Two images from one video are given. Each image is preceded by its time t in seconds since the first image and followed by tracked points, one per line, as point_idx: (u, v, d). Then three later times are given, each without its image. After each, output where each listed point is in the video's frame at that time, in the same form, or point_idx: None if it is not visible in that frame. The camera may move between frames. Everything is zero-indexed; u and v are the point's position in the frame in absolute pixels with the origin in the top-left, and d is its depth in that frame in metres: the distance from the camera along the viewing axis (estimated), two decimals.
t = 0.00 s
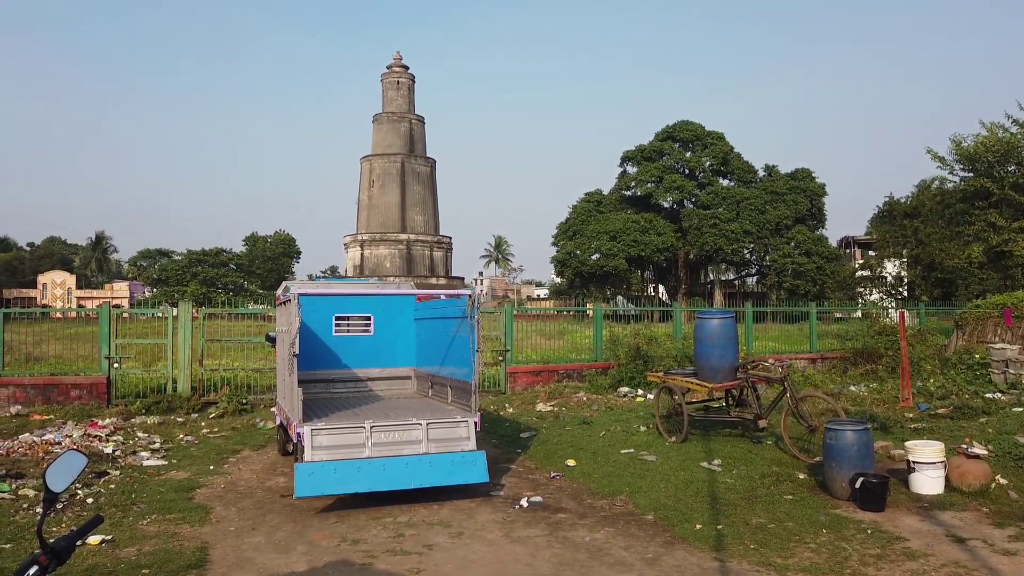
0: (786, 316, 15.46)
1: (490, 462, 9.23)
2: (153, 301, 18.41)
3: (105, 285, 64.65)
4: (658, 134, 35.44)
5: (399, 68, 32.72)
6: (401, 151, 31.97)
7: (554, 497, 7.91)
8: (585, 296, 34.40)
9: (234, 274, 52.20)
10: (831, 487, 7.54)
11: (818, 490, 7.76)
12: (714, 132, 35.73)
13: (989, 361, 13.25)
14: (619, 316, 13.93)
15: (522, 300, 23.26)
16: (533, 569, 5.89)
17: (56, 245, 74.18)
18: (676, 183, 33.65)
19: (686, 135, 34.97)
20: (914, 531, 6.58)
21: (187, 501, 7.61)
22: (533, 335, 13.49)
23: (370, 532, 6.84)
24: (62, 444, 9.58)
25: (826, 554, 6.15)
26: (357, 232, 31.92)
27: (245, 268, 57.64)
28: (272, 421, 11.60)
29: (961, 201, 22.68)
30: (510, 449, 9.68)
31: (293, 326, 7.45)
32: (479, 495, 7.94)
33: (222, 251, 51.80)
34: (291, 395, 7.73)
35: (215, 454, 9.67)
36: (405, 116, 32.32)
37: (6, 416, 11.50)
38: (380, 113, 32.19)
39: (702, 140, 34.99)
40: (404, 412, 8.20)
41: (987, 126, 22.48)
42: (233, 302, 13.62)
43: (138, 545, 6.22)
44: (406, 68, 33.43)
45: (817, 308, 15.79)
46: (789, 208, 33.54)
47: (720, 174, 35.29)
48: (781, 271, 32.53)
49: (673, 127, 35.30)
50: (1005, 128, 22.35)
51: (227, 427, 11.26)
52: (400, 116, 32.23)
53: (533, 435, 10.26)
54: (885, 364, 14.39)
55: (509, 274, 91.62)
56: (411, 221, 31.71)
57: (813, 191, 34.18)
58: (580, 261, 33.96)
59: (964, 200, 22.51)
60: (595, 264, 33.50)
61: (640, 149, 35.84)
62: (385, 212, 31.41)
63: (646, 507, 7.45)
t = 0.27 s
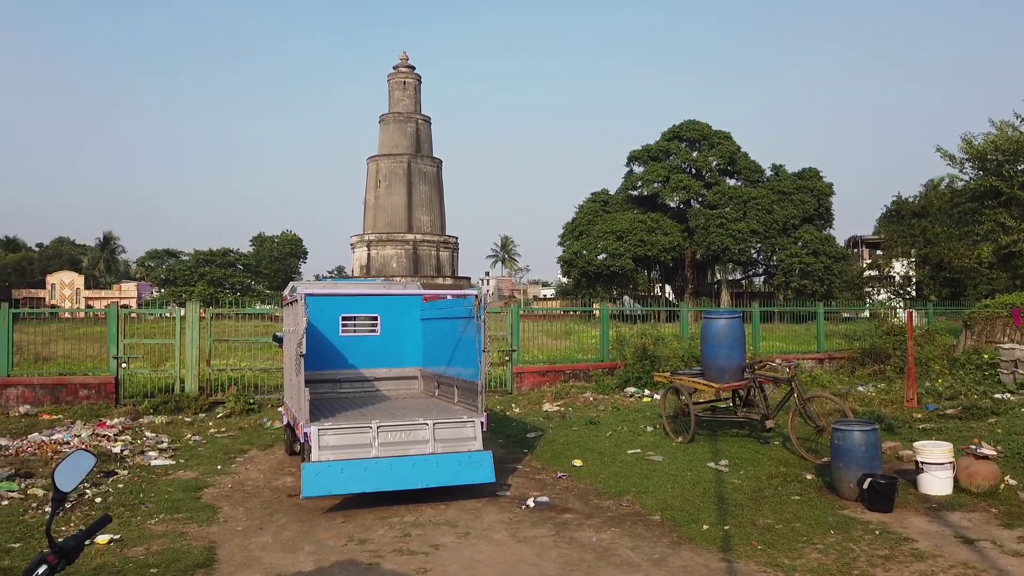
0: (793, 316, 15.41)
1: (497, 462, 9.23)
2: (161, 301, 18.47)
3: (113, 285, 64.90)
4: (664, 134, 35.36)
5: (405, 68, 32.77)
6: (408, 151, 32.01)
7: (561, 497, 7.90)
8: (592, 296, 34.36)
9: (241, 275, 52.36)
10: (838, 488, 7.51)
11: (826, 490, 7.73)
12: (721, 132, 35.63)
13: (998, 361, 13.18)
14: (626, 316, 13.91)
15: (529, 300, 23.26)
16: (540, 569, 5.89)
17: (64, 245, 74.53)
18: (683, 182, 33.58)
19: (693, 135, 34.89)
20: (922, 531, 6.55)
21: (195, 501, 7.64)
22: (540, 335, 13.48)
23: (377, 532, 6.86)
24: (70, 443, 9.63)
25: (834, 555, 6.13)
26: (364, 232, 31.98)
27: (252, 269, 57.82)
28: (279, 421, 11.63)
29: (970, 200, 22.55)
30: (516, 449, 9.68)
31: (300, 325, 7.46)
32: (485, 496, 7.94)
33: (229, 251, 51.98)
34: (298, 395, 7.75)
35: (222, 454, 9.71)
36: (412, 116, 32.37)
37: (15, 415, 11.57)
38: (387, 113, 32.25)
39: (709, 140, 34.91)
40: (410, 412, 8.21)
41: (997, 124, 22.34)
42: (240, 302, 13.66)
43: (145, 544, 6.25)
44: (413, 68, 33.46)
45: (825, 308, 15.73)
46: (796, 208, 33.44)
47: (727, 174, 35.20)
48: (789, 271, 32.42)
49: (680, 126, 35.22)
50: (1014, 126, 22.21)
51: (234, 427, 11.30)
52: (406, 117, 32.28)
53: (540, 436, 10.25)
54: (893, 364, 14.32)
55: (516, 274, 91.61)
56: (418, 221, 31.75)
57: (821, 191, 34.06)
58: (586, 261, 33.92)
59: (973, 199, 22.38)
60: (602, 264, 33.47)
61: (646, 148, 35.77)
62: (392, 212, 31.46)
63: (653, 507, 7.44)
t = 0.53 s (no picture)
0: (800, 316, 15.35)
1: (503, 462, 9.23)
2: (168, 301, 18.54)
3: (121, 286, 65.16)
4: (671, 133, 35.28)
5: (411, 69, 32.80)
6: (414, 151, 32.05)
7: (567, 497, 7.90)
8: (598, 296, 34.31)
9: (248, 275, 52.51)
10: (845, 488, 7.48)
11: (833, 491, 7.70)
12: (728, 131, 35.53)
13: (1006, 361, 13.12)
14: (632, 316, 13.89)
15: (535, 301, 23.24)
16: (545, 569, 5.88)
17: (72, 245, 74.89)
18: (689, 182, 33.51)
19: (700, 134, 34.80)
20: (930, 532, 6.51)
21: (202, 500, 7.66)
22: (546, 335, 13.48)
23: (383, 531, 6.86)
24: (78, 443, 9.68)
25: (841, 555, 6.10)
26: (370, 232, 32.04)
27: (259, 269, 57.98)
28: (286, 421, 11.66)
29: (979, 199, 22.42)
30: (522, 449, 9.68)
31: (306, 326, 7.48)
32: (491, 496, 7.94)
33: (236, 251, 52.15)
34: (304, 395, 7.76)
35: (229, 454, 9.74)
36: (418, 116, 32.41)
37: (23, 415, 11.63)
38: (393, 113, 32.30)
39: (715, 139, 34.81)
40: (416, 412, 8.22)
41: (1007, 123, 22.20)
42: (247, 302, 13.70)
43: (153, 544, 6.28)
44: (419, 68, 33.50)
45: (832, 308, 15.67)
46: (803, 207, 33.34)
47: (734, 173, 35.11)
48: (796, 271, 32.30)
49: (687, 126, 35.13)
50: None
51: (241, 427, 11.33)
52: (412, 117, 32.32)
53: (546, 436, 10.25)
54: (901, 364, 14.26)
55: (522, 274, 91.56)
56: (424, 221, 31.79)
57: (828, 190, 33.95)
58: (592, 261, 33.88)
59: (982, 199, 22.26)
60: (608, 264, 33.42)
61: (653, 148, 35.70)
62: (398, 212, 31.51)
63: (659, 508, 7.43)
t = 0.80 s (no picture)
0: (807, 316, 15.29)
1: (508, 462, 9.21)
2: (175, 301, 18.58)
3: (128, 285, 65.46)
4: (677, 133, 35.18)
5: (417, 69, 32.83)
6: (419, 151, 32.07)
7: (573, 497, 7.88)
8: (604, 296, 34.24)
9: (255, 275, 52.66)
10: (853, 489, 7.44)
11: (840, 491, 7.66)
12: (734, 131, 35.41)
13: (1015, 361, 13.04)
14: (638, 316, 13.86)
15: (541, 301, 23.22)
16: (551, 570, 5.87)
17: (80, 245, 75.26)
18: (695, 182, 33.43)
19: (706, 133, 34.70)
20: (938, 533, 6.46)
21: (208, 500, 7.68)
22: (552, 335, 13.47)
23: (388, 531, 6.86)
24: (85, 443, 9.71)
25: (849, 556, 6.06)
26: (376, 232, 32.08)
27: (265, 269, 58.14)
28: (292, 421, 11.67)
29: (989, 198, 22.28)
30: (528, 450, 9.66)
31: (312, 325, 7.48)
32: (496, 496, 7.93)
33: (243, 251, 52.32)
34: (310, 395, 7.77)
35: (235, 454, 9.76)
36: (424, 116, 32.43)
37: (31, 415, 11.69)
38: (399, 114, 32.33)
39: (722, 139, 34.69)
40: (422, 412, 8.21)
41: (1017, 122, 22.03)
42: (253, 302, 13.73)
43: (159, 543, 6.29)
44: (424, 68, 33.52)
45: (840, 308, 15.61)
46: (810, 207, 33.21)
47: (740, 173, 35.00)
48: (803, 270, 32.17)
49: (693, 125, 35.03)
50: None
51: (247, 426, 11.36)
52: (418, 117, 32.34)
53: (551, 436, 10.23)
54: (908, 364, 14.19)
55: (528, 274, 91.52)
56: (430, 221, 31.81)
57: (835, 190, 33.81)
58: (599, 260, 33.81)
59: (992, 198, 22.12)
60: (614, 264, 33.35)
61: (659, 147, 35.62)
62: (404, 212, 31.54)
63: (665, 508, 7.40)
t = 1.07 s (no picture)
0: (814, 316, 15.26)
1: (513, 462, 9.22)
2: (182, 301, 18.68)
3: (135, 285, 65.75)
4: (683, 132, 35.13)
5: (422, 69, 32.88)
6: (425, 152, 32.12)
7: (578, 497, 7.89)
8: (609, 296, 34.21)
9: (261, 275, 52.82)
10: (859, 489, 7.43)
11: (846, 491, 7.64)
12: (740, 130, 35.34)
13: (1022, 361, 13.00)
14: (643, 316, 13.86)
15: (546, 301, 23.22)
16: (556, 569, 5.88)
17: (88, 246, 75.60)
18: (701, 182, 33.39)
19: (712, 133, 34.65)
20: (945, 534, 6.45)
21: (215, 499, 7.71)
22: (557, 335, 13.48)
23: (394, 531, 6.88)
24: (93, 442, 9.77)
25: (854, 557, 6.06)
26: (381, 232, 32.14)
27: (271, 269, 58.31)
28: (298, 420, 11.71)
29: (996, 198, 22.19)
30: (533, 449, 9.67)
31: (318, 325, 7.51)
32: (502, 496, 7.94)
33: (249, 251, 52.50)
34: (316, 394, 7.79)
35: (242, 453, 9.80)
36: (429, 116, 32.48)
37: (39, 414, 11.76)
38: (404, 114, 32.39)
39: (728, 138, 34.62)
40: (428, 412, 8.23)
41: None
42: (260, 303, 13.79)
43: (166, 542, 6.33)
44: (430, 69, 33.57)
45: (846, 308, 15.57)
46: (816, 207, 33.12)
47: (746, 172, 34.93)
48: (809, 270, 32.08)
49: (699, 125, 34.99)
50: None
51: (253, 426, 11.40)
52: (424, 117, 32.39)
53: (556, 436, 10.24)
54: (914, 365, 14.16)
55: (534, 274, 91.49)
56: (435, 221, 31.85)
57: (842, 190, 33.72)
58: (604, 260, 33.78)
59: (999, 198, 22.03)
60: (619, 264, 33.33)
61: (665, 147, 35.59)
62: (409, 212, 31.59)
63: (671, 508, 7.40)
